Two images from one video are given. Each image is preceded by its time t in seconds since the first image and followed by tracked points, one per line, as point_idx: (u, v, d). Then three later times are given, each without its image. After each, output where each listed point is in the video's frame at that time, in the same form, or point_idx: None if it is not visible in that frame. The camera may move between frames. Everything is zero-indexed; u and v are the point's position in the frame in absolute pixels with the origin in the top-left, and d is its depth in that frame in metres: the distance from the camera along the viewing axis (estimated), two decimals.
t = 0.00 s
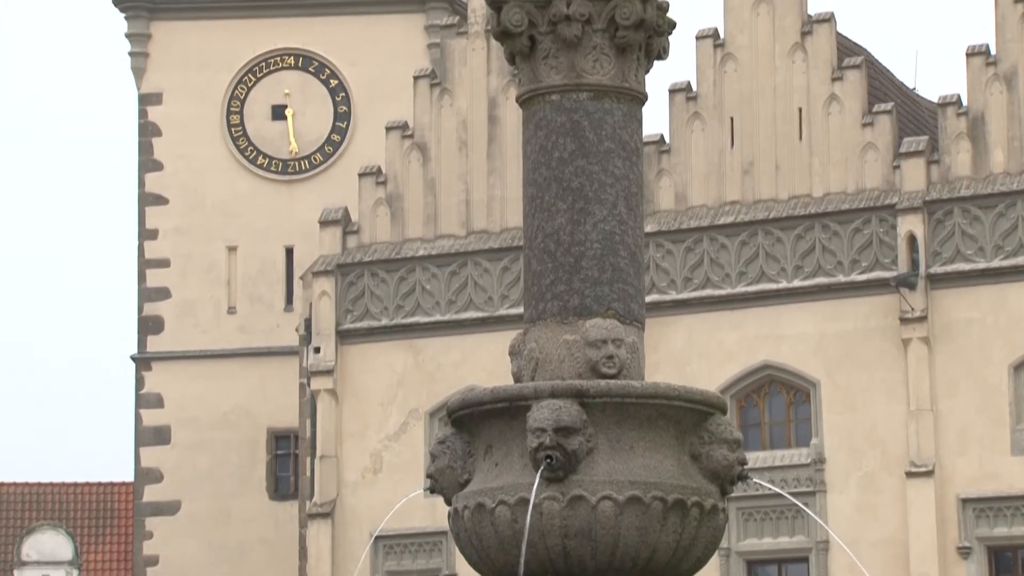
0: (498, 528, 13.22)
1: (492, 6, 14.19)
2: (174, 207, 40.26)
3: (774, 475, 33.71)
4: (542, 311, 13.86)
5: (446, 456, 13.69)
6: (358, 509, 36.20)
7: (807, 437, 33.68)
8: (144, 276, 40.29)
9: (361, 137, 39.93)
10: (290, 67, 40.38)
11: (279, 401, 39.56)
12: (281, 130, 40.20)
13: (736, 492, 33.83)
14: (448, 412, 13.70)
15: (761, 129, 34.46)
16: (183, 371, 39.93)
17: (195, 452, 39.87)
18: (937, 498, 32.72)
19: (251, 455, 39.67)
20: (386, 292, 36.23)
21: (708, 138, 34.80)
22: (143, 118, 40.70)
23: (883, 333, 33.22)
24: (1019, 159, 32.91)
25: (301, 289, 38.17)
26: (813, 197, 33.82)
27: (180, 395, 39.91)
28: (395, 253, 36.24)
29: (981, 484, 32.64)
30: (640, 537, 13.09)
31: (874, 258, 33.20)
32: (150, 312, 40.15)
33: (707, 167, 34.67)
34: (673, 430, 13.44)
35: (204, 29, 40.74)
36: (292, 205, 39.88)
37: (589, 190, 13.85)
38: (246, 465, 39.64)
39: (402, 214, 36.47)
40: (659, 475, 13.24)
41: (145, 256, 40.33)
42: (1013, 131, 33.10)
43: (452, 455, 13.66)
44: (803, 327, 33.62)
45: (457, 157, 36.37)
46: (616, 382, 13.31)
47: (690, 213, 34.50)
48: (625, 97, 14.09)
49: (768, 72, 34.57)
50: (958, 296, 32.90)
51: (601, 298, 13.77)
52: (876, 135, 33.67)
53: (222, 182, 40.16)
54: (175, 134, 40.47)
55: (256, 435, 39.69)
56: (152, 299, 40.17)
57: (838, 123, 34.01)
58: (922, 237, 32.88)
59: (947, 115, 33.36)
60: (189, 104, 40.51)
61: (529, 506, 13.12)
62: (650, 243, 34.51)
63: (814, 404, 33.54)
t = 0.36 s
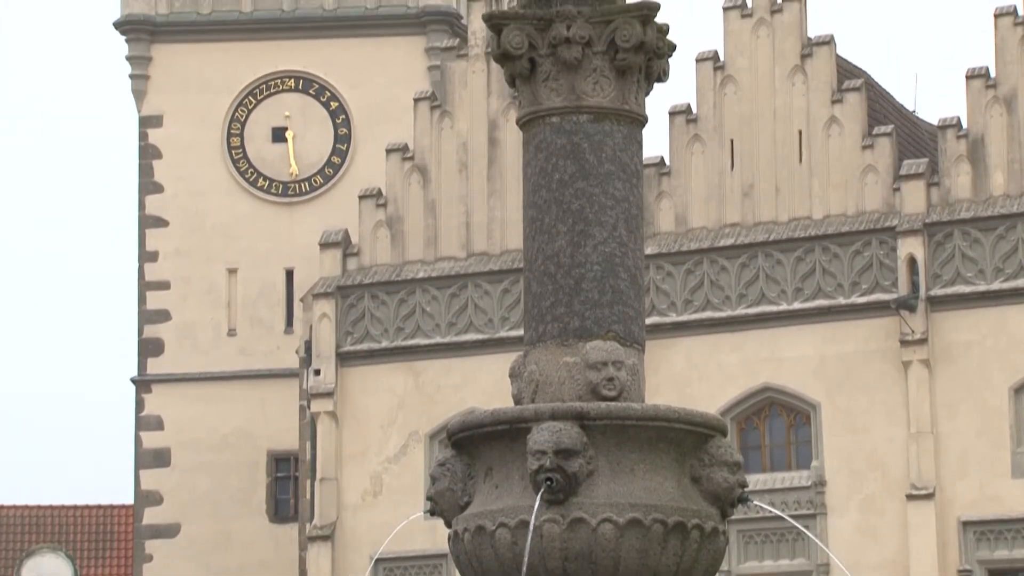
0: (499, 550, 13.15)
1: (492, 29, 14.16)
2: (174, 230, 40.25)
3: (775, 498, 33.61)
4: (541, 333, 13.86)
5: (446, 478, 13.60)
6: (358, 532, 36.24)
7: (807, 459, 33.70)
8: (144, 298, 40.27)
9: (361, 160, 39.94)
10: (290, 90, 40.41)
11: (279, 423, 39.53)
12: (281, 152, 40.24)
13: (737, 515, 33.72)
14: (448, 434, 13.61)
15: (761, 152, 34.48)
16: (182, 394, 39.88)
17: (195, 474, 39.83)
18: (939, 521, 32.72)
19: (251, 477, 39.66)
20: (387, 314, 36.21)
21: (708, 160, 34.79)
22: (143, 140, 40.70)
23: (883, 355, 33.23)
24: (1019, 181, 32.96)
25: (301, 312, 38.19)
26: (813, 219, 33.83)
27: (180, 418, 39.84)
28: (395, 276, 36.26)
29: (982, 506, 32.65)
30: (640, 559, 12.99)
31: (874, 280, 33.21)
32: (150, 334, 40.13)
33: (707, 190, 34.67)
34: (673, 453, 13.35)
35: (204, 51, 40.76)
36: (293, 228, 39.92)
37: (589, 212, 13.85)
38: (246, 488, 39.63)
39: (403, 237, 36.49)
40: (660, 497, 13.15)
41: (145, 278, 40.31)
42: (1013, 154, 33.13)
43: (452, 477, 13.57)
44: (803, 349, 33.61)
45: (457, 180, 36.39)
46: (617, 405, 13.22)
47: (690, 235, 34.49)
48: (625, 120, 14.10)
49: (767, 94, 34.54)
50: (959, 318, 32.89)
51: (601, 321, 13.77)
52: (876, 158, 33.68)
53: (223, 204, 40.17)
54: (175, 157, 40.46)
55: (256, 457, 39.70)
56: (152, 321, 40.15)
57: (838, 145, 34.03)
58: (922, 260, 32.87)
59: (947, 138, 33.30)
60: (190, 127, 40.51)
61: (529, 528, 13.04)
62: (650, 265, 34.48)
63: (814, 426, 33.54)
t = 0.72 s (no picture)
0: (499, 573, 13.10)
1: (492, 53, 14.18)
2: (174, 253, 40.28)
3: (774, 522, 33.57)
4: (542, 356, 13.87)
5: (446, 502, 13.52)
6: (357, 555, 36.20)
7: (807, 483, 33.70)
8: (144, 322, 40.26)
9: (361, 183, 39.96)
10: (290, 113, 40.45)
11: (279, 447, 39.49)
12: (281, 176, 40.25)
13: (737, 539, 33.70)
14: (448, 458, 13.55)
15: (761, 176, 34.50)
16: (182, 418, 39.85)
17: (196, 498, 39.76)
18: (939, 545, 32.74)
19: (251, 501, 39.60)
20: (387, 338, 36.23)
21: (708, 185, 34.80)
22: (143, 164, 40.72)
23: (883, 379, 33.24)
24: (1019, 206, 32.98)
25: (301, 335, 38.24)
26: (814, 243, 33.82)
27: (181, 442, 39.76)
28: (395, 299, 36.26)
29: (983, 530, 32.64)
30: None
31: (874, 304, 33.21)
32: (150, 358, 40.11)
33: (706, 215, 34.69)
34: (674, 477, 13.27)
35: (204, 74, 40.79)
36: (294, 252, 39.92)
37: (589, 236, 13.86)
38: (246, 513, 39.55)
39: (403, 261, 36.50)
40: (660, 521, 13.08)
41: (145, 303, 40.30)
42: (1013, 178, 33.14)
43: (451, 501, 13.50)
44: (803, 373, 33.62)
45: (457, 203, 36.41)
46: (617, 428, 13.14)
47: (690, 258, 34.50)
48: (625, 143, 14.10)
49: (767, 117, 34.56)
50: (959, 342, 32.89)
51: (601, 344, 13.78)
52: (876, 182, 33.70)
53: (223, 228, 40.20)
54: (175, 181, 40.49)
55: (256, 482, 39.65)
56: (152, 345, 40.14)
57: (837, 169, 34.04)
58: (922, 283, 32.85)
59: (947, 162, 33.32)
60: (190, 151, 40.54)
61: (529, 552, 12.99)
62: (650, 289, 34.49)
63: (814, 450, 33.55)
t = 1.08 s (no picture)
0: None
1: (492, 76, 14.19)
2: (174, 277, 40.28)
3: (775, 546, 33.48)
4: (542, 379, 13.84)
5: (446, 525, 13.48)
6: None
7: (808, 507, 33.64)
8: (144, 345, 40.25)
9: (362, 206, 39.94)
10: (290, 137, 40.48)
11: (279, 471, 39.44)
12: (281, 200, 40.24)
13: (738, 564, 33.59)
14: (448, 481, 13.50)
15: (761, 200, 34.52)
16: (182, 442, 39.82)
17: (195, 521, 39.74)
18: (940, 568, 32.76)
19: (251, 524, 39.57)
20: (387, 361, 36.23)
21: (709, 208, 34.82)
22: (143, 187, 40.73)
23: (883, 403, 33.24)
24: (1018, 229, 33.00)
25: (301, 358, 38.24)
26: (814, 266, 33.84)
27: (181, 466, 39.72)
28: (395, 322, 36.26)
29: (984, 554, 32.66)
30: None
31: (874, 327, 33.21)
32: (150, 382, 40.10)
33: (706, 238, 34.69)
34: (674, 500, 13.25)
35: (205, 98, 40.83)
36: (294, 275, 39.90)
37: (590, 259, 13.87)
38: (246, 536, 39.55)
39: (403, 284, 36.54)
40: (660, 545, 13.07)
41: (145, 326, 40.29)
42: (1013, 202, 33.16)
43: (451, 524, 13.46)
44: (804, 397, 33.61)
45: (458, 227, 36.41)
46: (618, 451, 13.12)
47: (690, 282, 34.51)
48: (625, 166, 14.10)
49: (767, 141, 34.55)
50: (959, 365, 32.88)
51: (602, 367, 13.76)
52: (876, 206, 33.72)
53: (223, 251, 40.20)
54: (175, 204, 40.51)
55: (256, 505, 39.61)
56: (152, 369, 40.12)
57: (837, 192, 34.06)
58: (922, 306, 32.86)
59: (947, 186, 33.34)
60: (190, 174, 40.55)
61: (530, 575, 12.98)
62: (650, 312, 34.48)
63: (814, 473, 33.53)
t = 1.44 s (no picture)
0: None
1: (492, 100, 14.19)
2: (174, 300, 40.27)
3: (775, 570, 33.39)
4: (542, 403, 13.82)
5: (446, 549, 13.44)
6: None
7: (809, 530, 33.64)
8: (144, 369, 40.23)
9: (363, 230, 40.00)
10: (290, 160, 40.47)
11: (278, 495, 39.34)
12: (281, 224, 40.22)
13: None
14: (448, 505, 13.48)
15: (761, 223, 34.51)
16: (182, 465, 39.76)
17: (195, 546, 39.66)
18: None
19: (251, 548, 39.49)
20: (387, 385, 36.23)
21: (709, 232, 34.81)
22: (143, 211, 40.73)
23: (883, 427, 33.22)
24: (1018, 253, 33.01)
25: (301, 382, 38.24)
26: (814, 290, 33.84)
27: (180, 490, 39.65)
28: (395, 345, 36.28)
29: None
30: None
31: (874, 351, 33.22)
32: (150, 405, 40.07)
33: (707, 261, 34.72)
34: (674, 524, 13.23)
35: (205, 121, 40.87)
36: (293, 299, 39.89)
37: (590, 282, 13.90)
38: (245, 560, 39.45)
39: (403, 308, 36.54)
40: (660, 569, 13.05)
41: (145, 349, 40.27)
42: (1013, 226, 33.17)
43: (452, 548, 13.42)
44: (804, 421, 33.59)
45: (458, 251, 36.42)
46: (617, 475, 13.11)
47: (691, 305, 34.52)
48: (625, 190, 14.13)
49: (767, 165, 34.56)
50: (960, 390, 32.87)
51: (602, 391, 13.75)
52: (876, 230, 33.73)
53: (222, 275, 40.20)
54: (175, 227, 40.50)
55: (256, 529, 39.52)
56: (152, 392, 40.10)
57: (837, 217, 34.07)
58: (922, 330, 32.87)
59: (947, 210, 33.31)
60: (190, 198, 40.56)
61: None
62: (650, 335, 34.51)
63: (815, 497, 33.50)
